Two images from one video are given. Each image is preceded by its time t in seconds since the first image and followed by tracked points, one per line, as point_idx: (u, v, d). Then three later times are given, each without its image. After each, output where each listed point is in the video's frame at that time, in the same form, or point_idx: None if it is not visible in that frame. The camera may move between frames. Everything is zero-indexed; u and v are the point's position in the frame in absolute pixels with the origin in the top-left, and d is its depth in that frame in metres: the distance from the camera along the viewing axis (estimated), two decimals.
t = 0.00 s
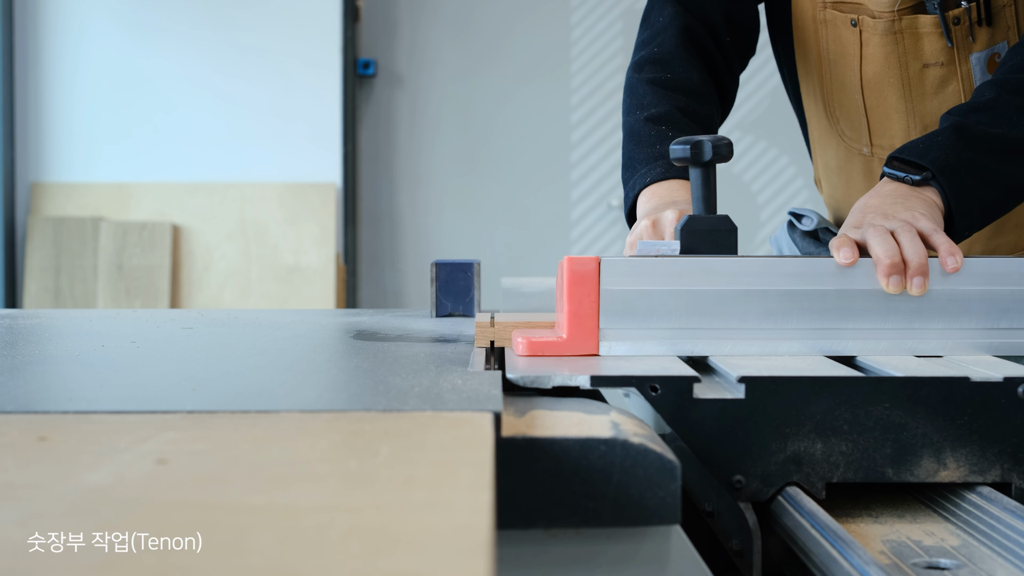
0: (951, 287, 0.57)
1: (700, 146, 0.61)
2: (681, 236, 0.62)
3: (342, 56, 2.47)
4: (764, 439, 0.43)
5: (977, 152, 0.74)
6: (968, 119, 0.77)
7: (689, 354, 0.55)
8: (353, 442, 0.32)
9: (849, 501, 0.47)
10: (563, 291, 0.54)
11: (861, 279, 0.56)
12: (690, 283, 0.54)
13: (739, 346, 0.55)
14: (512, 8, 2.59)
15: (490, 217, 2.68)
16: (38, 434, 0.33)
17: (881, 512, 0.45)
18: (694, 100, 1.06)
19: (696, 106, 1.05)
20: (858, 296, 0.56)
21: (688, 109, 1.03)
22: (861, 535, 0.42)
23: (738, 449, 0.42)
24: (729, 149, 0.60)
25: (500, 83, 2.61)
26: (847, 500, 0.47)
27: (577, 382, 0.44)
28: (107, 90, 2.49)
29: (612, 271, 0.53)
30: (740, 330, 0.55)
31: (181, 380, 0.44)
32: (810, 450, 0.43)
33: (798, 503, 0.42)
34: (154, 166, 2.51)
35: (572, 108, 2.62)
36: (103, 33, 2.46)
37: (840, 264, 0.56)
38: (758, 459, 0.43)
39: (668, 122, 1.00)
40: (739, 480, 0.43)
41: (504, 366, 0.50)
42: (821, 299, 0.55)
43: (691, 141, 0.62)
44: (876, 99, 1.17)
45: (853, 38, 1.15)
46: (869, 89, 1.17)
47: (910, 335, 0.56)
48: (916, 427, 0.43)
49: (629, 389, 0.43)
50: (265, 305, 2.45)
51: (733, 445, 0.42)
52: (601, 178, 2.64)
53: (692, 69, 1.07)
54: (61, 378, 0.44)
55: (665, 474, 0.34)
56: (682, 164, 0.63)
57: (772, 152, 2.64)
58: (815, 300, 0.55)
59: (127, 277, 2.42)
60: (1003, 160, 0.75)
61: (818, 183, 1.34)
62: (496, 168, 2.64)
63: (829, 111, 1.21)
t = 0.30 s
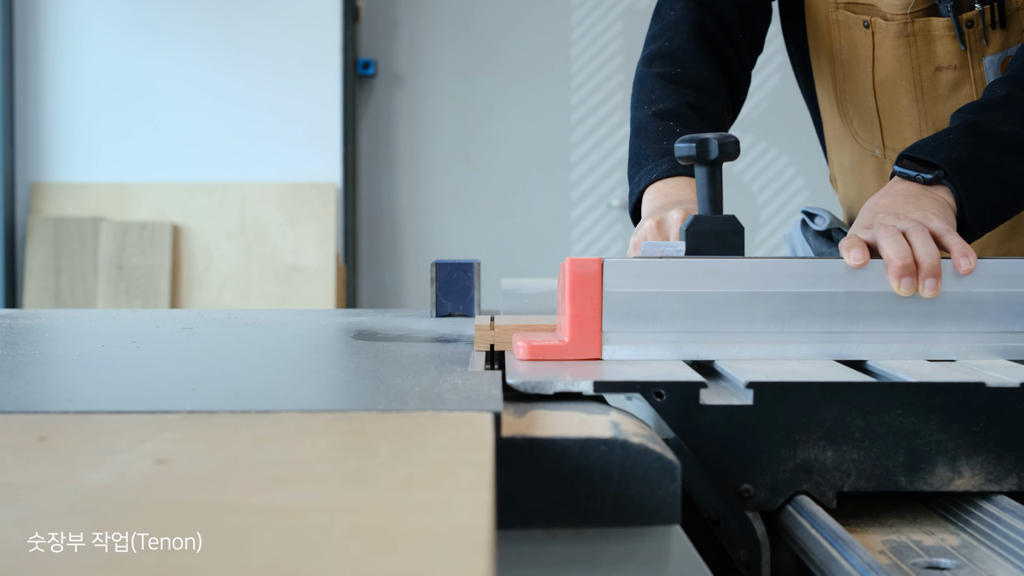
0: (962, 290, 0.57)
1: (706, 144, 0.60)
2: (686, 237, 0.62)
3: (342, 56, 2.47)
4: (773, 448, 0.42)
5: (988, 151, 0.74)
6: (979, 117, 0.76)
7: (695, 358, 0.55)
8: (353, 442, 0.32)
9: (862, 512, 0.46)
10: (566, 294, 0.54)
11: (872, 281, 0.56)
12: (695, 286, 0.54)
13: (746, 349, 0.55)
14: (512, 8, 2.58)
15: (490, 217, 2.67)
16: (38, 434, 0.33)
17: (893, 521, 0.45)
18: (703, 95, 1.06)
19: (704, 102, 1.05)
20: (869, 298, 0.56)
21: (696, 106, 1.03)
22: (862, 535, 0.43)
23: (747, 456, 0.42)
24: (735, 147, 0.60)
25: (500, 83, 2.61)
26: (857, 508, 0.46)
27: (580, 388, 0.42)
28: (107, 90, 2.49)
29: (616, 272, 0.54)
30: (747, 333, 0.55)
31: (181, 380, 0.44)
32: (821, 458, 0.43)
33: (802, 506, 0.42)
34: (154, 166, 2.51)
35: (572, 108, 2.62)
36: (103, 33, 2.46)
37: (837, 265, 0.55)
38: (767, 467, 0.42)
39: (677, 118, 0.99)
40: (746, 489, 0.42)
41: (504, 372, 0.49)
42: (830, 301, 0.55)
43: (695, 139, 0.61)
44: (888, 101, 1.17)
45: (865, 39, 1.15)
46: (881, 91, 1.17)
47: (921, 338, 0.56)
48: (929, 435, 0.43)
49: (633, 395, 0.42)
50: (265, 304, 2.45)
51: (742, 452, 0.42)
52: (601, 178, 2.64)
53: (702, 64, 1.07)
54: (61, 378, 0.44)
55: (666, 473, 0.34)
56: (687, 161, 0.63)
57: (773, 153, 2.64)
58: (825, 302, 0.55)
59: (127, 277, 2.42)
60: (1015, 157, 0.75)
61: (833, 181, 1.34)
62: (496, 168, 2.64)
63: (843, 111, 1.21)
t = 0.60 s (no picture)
0: (971, 294, 0.56)
1: (713, 141, 0.60)
2: (693, 239, 0.62)
3: (342, 55, 2.47)
4: (785, 458, 0.41)
5: (1000, 147, 0.74)
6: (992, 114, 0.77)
7: (702, 363, 0.55)
8: (353, 441, 0.32)
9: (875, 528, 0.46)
10: (569, 297, 0.54)
11: (884, 283, 0.56)
12: (702, 290, 0.54)
13: (755, 354, 0.55)
14: (512, 8, 2.58)
15: (490, 218, 2.68)
16: (39, 434, 0.33)
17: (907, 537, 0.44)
18: (715, 87, 1.05)
19: (715, 94, 1.04)
20: (882, 301, 0.56)
21: (706, 99, 1.02)
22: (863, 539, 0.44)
23: (756, 466, 0.41)
24: (744, 143, 0.60)
25: (501, 83, 2.61)
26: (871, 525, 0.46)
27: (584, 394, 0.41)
28: (108, 89, 2.49)
29: (618, 274, 0.54)
30: (756, 337, 0.55)
31: (181, 380, 0.44)
32: (834, 467, 0.42)
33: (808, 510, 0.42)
34: (154, 166, 2.51)
35: (572, 108, 2.62)
36: (103, 33, 2.46)
37: (842, 266, 0.55)
38: (777, 477, 0.41)
39: (685, 111, 0.98)
40: (756, 500, 0.42)
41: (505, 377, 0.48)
42: (841, 304, 0.55)
43: (701, 137, 0.61)
44: (901, 106, 1.17)
45: (879, 44, 1.15)
46: (895, 95, 1.17)
47: (935, 342, 0.56)
48: (946, 443, 0.42)
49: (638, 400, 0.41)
50: (265, 304, 2.45)
51: (752, 463, 0.41)
52: (601, 178, 2.64)
53: (714, 56, 1.06)
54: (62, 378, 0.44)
55: (666, 473, 0.34)
56: (693, 159, 0.62)
57: (773, 153, 2.64)
58: (836, 304, 0.55)
59: (127, 277, 2.42)
60: None
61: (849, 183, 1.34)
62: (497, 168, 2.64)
63: (858, 113, 1.21)
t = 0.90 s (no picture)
0: (978, 298, 0.57)
1: (720, 139, 0.60)
2: (699, 240, 0.62)
3: (342, 55, 2.47)
4: (796, 467, 0.41)
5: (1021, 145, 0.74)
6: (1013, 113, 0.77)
7: (709, 368, 0.55)
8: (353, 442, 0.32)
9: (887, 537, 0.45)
10: (572, 301, 0.54)
11: (898, 285, 0.56)
12: (708, 292, 0.54)
13: (762, 359, 0.55)
14: (513, 8, 2.58)
15: (490, 218, 2.67)
16: (39, 433, 0.33)
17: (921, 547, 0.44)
18: (725, 79, 1.04)
19: (726, 86, 1.04)
20: (895, 304, 0.55)
21: (715, 93, 1.01)
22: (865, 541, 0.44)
23: (764, 475, 0.41)
24: (752, 141, 0.60)
25: (501, 83, 2.61)
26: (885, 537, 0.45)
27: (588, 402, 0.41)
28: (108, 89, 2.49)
29: (621, 277, 0.54)
30: (763, 341, 0.55)
31: (182, 380, 0.44)
32: (847, 477, 0.41)
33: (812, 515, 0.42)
34: (154, 166, 2.51)
35: (572, 108, 2.62)
36: (103, 34, 2.47)
37: (852, 266, 0.55)
38: (788, 486, 0.41)
39: (693, 106, 0.98)
40: (765, 510, 0.41)
41: (505, 379, 0.48)
42: (853, 307, 0.55)
43: (708, 135, 0.61)
44: (914, 113, 1.17)
45: (892, 51, 1.16)
46: (908, 101, 1.17)
47: (951, 346, 0.56)
48: (963, 452, 0.42)
49: (641, 407, 0.41)
50: (265, 304, 2.45)
51: (761, 472, 0.41)
52: (601, 178, 2.64)
53: (724, 49, 1.06)
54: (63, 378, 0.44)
55: (665, 473, 0.34)
56: (700, 158, 0.63)
57: (773, 153, 2.64)
58: (846, 308, 0.55)
59: (127, 277, 2.42)
60: None
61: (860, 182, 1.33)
62: (496, 168, 2.64)
63: (872, 117, 1.21)
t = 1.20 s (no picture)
0: (976, 298, 0.56)
1: (719, 139, 0.60)
2: (697, 239, 0.62)
3: (342, 55, 2.47)
4: (793, 465, 0.41)
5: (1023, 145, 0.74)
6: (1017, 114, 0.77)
7: (707, 366, 0.55)
8: (353, 442, 0.32)
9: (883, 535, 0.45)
10: (571, 300, 0.54)
11: (897, 284, 0.56)
12: (707, 292, 0.54)
13: (760, 358, 0.55)
14: (513, 8, 2.58)
15: (490, 218, 2.67)
16: (39, 434, 0.33)
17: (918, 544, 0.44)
18: (727, 78, 1.04)
19: (728, 85, 1.04)
20: (895, 303, 0.55)
21: (719, 92, 1.01)
22: (864, 540, 0.44)
23: (762, 472, 0.41)
24: (751, 142, 0.60)
25: (502, 83, 2.61)
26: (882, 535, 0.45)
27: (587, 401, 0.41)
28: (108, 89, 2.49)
29: (620, 278, 0.53)
30: (761, 340, 0.55)
31: (182, 380, 0.44)
32: (844, 474, 0.41)
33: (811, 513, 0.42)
34: (154, 166, 2.51)
35: (572, 109, 2.62)
36: (103, 34, 2.46)
37: (853, 266, 0.55)
38: (786, 484, 0.41)
39: (695, 104, 0.98)
40: (763, 508, 0.41)
41: (505, 379, 0.48)
42: (852, 305, 0.55)
43: (707, 135, 0.61)
44: (915, 117, 1.17)
45: (893, 55, 1.15)
46: (909, 105, 1.17)
47: (948, 346, 0.56)
48: (960, 450, 0.42)
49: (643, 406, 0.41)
50: (265, 305, 2.45)
51: (759, 470, 0.40)
52: (601, 178, 2.64)
53: (727, 46, 1.06)
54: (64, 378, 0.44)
55: (666, 473, 0.34)
56: (698, 159, 0.62)
57: (773, 153, 2.64)
58: (846, 305, 0.55)
59: (127, 277, 2.42)
60: None
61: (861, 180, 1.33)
62: (496, 168, 2.64)
63: (874, 118, 1.22)
